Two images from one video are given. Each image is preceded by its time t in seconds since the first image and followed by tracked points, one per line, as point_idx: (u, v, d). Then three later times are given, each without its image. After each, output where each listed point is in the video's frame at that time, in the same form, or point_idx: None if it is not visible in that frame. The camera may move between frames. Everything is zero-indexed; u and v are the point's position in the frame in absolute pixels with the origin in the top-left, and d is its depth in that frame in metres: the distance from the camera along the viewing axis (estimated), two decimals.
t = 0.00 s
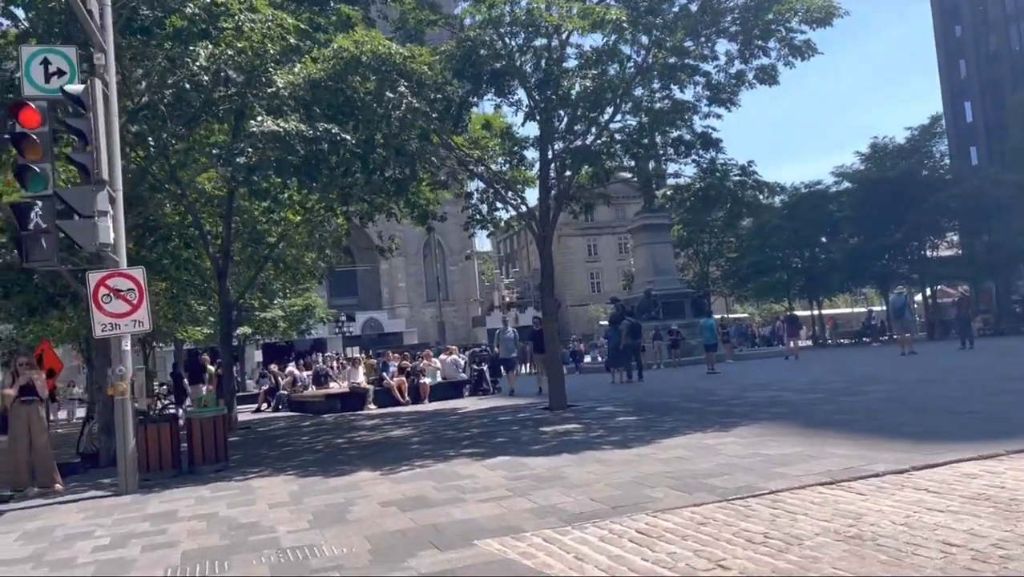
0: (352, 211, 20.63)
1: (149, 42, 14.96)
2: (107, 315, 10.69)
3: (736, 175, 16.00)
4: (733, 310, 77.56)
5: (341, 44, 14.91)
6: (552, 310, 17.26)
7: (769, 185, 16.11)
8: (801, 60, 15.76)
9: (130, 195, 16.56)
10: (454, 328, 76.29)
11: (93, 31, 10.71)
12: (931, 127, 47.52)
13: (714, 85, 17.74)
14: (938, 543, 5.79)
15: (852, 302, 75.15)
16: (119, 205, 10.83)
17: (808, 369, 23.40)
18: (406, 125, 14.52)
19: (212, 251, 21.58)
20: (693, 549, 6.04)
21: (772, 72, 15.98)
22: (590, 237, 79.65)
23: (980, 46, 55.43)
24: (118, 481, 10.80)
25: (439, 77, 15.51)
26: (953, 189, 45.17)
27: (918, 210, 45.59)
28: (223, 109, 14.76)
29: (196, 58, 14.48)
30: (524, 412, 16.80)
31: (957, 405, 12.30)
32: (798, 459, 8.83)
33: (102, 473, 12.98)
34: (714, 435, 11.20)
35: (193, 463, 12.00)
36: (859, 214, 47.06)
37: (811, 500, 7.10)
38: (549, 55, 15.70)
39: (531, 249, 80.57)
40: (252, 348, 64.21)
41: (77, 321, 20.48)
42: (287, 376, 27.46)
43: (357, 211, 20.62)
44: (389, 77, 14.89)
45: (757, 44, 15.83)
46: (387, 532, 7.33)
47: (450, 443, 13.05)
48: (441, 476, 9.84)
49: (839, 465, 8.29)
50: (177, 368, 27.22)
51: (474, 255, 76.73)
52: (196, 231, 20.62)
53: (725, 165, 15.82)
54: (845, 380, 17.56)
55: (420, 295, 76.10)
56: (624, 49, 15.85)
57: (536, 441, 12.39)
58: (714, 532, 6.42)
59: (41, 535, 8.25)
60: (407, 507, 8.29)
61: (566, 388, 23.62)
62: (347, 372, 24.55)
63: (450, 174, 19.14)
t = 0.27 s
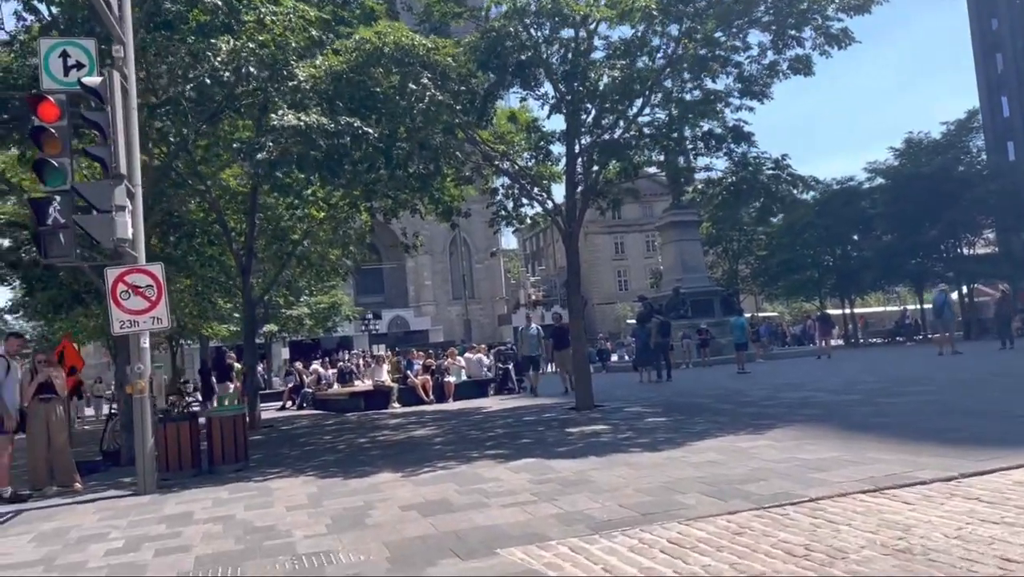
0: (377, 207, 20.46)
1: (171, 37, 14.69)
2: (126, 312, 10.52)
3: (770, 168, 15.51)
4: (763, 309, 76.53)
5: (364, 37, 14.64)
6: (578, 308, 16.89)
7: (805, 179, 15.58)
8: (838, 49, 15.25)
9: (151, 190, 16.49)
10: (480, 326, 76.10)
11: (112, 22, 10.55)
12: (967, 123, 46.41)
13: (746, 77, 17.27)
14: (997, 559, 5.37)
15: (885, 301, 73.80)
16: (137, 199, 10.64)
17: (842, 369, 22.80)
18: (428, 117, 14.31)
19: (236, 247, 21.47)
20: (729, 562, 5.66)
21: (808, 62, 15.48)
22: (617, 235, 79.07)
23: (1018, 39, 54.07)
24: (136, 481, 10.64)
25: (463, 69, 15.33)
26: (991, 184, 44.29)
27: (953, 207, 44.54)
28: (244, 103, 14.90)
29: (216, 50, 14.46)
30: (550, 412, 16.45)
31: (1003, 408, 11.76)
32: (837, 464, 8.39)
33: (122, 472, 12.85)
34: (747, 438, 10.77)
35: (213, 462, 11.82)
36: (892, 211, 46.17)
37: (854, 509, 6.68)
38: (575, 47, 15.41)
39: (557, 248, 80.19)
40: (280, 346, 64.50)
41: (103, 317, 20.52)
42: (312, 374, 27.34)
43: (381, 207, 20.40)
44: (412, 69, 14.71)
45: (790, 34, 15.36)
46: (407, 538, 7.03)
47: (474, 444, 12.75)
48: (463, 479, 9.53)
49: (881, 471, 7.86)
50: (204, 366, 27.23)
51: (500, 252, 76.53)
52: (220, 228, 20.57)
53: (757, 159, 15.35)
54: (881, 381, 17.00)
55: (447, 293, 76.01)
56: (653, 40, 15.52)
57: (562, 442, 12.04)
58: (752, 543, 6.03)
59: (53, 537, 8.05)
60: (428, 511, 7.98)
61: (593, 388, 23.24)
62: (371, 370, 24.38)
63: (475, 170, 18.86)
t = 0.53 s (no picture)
0: (391, 204, 20.26)
1: (185, 33, 14.55)
2: (135, 310, 10.34)
3: (793, 163, 15.11)
4: (783, 307, 75.68)
5: (377, 30, 14.53)
6: (595, 307, 16.57)
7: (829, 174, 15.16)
8: (864, 40, 14.81)
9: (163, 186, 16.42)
10: (497, 324, 75.84)
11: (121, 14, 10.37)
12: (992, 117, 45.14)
13: (768, 70, 16.86)
14: None
15: (908, 299, 72.70)
16: (146, 195, 10.46)
17: (866, 369, 22.29)
18: (442, 112, 14.03)
19: (251, 246, 21.33)
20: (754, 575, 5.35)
21: (831, 53, 15.06)
22: (635, 232, 78.56)
23: None
24: (145, 482, 10.47)
25: (477, 62, 15.00)
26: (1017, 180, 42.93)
27: (978, 204, 43.69)
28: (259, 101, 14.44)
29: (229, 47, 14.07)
30: (567, 412, 16.16)
31: None
32: (866, 468, 8.05)
33: (134, 472, 12.71)
34: (770, 441, 10.43)
35: (223, 463, 11.63)
36: (915, 208, 45.52)
37: (886, 518, 6.35)
38: (591, 39, 15.11)
39: (575, 246, 79.79)
40: (298, 344, 64.61)
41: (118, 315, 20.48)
42: (328, 373, 27.21)
43: (396, 204, 20.17)
44: (425, 62, 14.48)
45: (813, 25, 14.94)
46: (416, 545, 6.76)
47: (488, 444, 12.49)
48: (477, 481, 9.27)
49: (913, 476, 7.51)
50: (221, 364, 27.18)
51: (517, 250, 76.28)
52: (235, 225, 20.48)
53: (779, 153, 14.95)
54: (907, 380, 16.57)
55: (464, 291, 75.83)
56: (672, 33, 15.17)
57: (579, 443, 11.75)
58: (778, 553, 5.72)
59: (57, 541, 7.87)
60: (439, 516, 7.72)
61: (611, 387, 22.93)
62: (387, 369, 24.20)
63: (490, 166, 18.61)
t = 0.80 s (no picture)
0: (397, 201, 20.00)
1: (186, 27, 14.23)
2: (130, 308, 10.08)
3: (806, 156, 14.71)
4: (795, 304, 75.03)
5: (379, 22, 14.28)
6: (604, 305, 16.22)
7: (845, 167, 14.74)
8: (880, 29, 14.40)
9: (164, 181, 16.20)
10: (508, 322, 75.57)
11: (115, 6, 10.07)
12: (1009, 111, 44.08)
13: (780, 63, 16.49)
14: None
15: (922, 296, 71.94)
16: (141, 190, 10.20)
17: (880, 367, 21.88)
18: (446, 106, 13.73)
19: (256, 243, 21.11)
20: None
21: (845, 43, 14.67)
22: (646, 229, 78.10)
23: None
24: (141, 485, 10.21)
25: (482, 53, 14.66)
26: None
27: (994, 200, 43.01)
28: (261, 97, 14.18)
29: (226, 40, 13.83)
30: (575, 412, 15.85)
31: None
32: (885, 473, 7.71)
33: (132, 473, 12.47)
34: (783, 443, 10.09)
35: (222, 464, 11.38)
36: (930, 203, 44.85)
37: (909, 528, 6.02)
38: (599, 31, 14.77)
39: (585, 243, 79.37)
40: (308, 341, 64.59)
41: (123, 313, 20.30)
42: (335, 371, 26.98)
43: (402, 200, 19.87)
44: (428, 53, 14.21)
45: (827, 15, 14.57)
46: (414, 554, 6.48)
47: (494, 445, 12.20)
48: (480, 485, 8.98)
49: (935, 483, 7.17)
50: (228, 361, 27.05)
51: (527, 248, 75.96)
52: (239, 222, 20.25)
53: (792, 147, 14.55)
54: (923, 380, 16.17)
55: (474, 288, 75.59)
56: (681, 24, 14.86)
57: (586, 445, 11.43)
58: (794, 566, 5.41)
59: (45, 549, 7.62)
60: (439, 523, 7.43)
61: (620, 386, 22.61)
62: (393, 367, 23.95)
63: (497, 161, 18.33)
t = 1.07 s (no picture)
0: (393, 197, 19.71)
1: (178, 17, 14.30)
2: (113, 307, 9.78)
3: (810, 150, 14.41)
4: (797, 301, 74.70)
5: (372, 12, 14.00)
6: (603, 302, 15.90)
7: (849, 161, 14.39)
8: (886, 19, 14.04)
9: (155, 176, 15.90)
10: (508, 319, 75.26)
11: None
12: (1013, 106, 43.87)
13: (783, 55, 16.17)
14: None
15: (924, 293, 71.62)
16: (125, 185, 9.93)
17: (883, 365, 21.58)
18: (441, 98, 13.47)
19: (250, 240, 20.79)
20: None
21: (849, 34, 14.35)
22: (647, 226, 77.83)
23: None
24: (126, 489, 9.92)
25: (478, 44, 14.38)
26: None
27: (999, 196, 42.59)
28: (253, 88, 14.04)
29: (215, 30, 13.59)
30: (573, 412, 15.54)
31: None
32: (893, 478, 7.41)
33: (120, 475, 12.18)
34: (787, 444, 9.80)
35: (211, 467, 11.08)
36: (933, 199, 44.52)
37: (921, 538, 5.73)
38: (598, 21, 14.44)
39: (586, 240, 79.07)
40: (308, 338, 64.33)
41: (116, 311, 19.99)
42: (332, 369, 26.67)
43: (398, 196, 19.54)
44: (422, 45, 13.93)
45: (830, 5, 14.28)
46: (402, 564, 6.18)
47: (490, 446, 11.90)
48: (474, 490, 8.69)
49: (947, 488, 6.87)
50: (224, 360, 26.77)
51: (528, 244, 75.63)
52: (234, 219, 19.94)
53: (796, 140, 14.24)
54: (930, 378, 15.85)
55: (474, 285, 75.29)
56: (681, 15, 14.59)
57: (584, 446, 11.12)
58: None
59: (21, 557, 7.33)
60: (430, 530, 7.14)
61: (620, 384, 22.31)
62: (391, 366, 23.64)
63: (494, 156, 18.06)
